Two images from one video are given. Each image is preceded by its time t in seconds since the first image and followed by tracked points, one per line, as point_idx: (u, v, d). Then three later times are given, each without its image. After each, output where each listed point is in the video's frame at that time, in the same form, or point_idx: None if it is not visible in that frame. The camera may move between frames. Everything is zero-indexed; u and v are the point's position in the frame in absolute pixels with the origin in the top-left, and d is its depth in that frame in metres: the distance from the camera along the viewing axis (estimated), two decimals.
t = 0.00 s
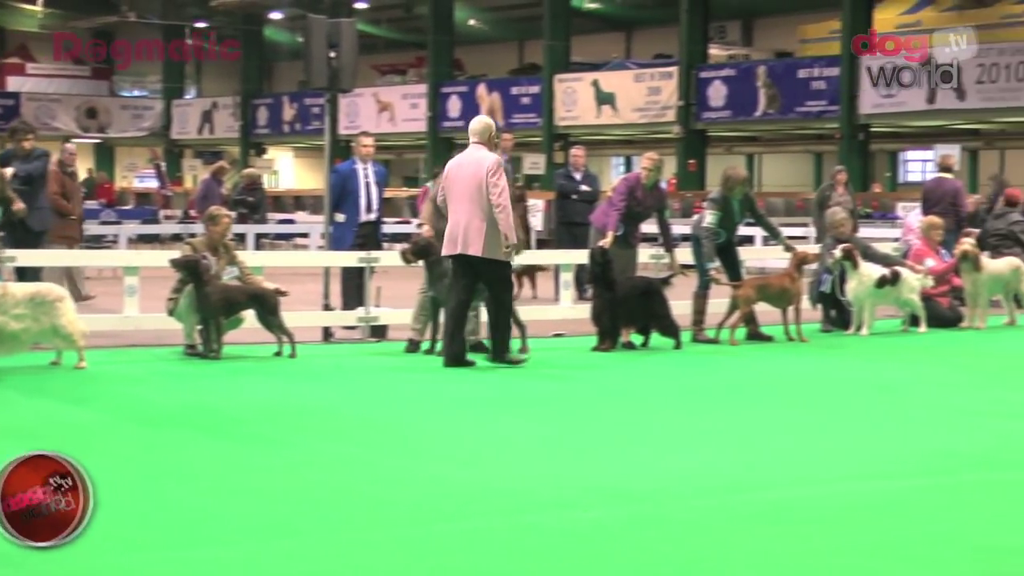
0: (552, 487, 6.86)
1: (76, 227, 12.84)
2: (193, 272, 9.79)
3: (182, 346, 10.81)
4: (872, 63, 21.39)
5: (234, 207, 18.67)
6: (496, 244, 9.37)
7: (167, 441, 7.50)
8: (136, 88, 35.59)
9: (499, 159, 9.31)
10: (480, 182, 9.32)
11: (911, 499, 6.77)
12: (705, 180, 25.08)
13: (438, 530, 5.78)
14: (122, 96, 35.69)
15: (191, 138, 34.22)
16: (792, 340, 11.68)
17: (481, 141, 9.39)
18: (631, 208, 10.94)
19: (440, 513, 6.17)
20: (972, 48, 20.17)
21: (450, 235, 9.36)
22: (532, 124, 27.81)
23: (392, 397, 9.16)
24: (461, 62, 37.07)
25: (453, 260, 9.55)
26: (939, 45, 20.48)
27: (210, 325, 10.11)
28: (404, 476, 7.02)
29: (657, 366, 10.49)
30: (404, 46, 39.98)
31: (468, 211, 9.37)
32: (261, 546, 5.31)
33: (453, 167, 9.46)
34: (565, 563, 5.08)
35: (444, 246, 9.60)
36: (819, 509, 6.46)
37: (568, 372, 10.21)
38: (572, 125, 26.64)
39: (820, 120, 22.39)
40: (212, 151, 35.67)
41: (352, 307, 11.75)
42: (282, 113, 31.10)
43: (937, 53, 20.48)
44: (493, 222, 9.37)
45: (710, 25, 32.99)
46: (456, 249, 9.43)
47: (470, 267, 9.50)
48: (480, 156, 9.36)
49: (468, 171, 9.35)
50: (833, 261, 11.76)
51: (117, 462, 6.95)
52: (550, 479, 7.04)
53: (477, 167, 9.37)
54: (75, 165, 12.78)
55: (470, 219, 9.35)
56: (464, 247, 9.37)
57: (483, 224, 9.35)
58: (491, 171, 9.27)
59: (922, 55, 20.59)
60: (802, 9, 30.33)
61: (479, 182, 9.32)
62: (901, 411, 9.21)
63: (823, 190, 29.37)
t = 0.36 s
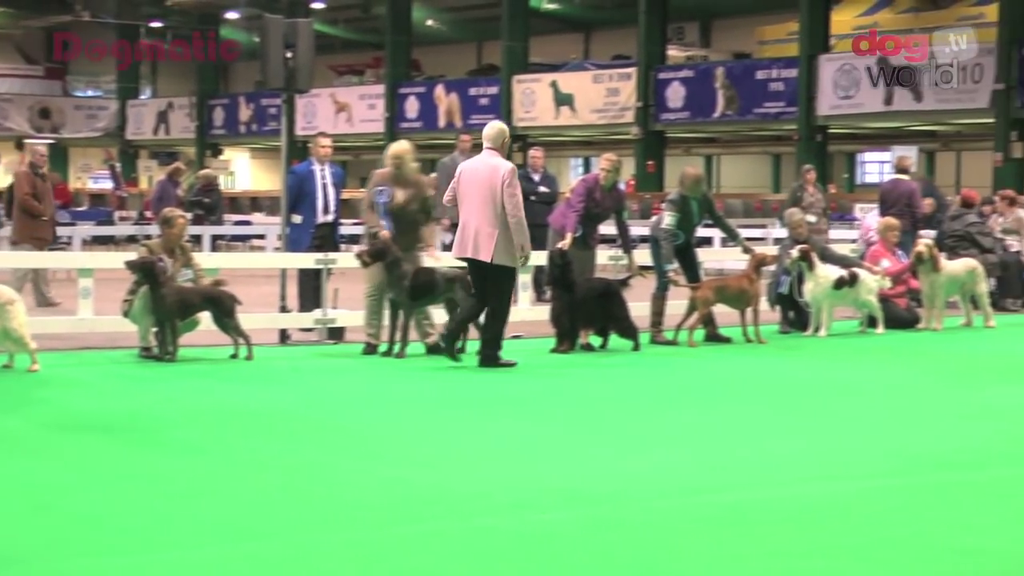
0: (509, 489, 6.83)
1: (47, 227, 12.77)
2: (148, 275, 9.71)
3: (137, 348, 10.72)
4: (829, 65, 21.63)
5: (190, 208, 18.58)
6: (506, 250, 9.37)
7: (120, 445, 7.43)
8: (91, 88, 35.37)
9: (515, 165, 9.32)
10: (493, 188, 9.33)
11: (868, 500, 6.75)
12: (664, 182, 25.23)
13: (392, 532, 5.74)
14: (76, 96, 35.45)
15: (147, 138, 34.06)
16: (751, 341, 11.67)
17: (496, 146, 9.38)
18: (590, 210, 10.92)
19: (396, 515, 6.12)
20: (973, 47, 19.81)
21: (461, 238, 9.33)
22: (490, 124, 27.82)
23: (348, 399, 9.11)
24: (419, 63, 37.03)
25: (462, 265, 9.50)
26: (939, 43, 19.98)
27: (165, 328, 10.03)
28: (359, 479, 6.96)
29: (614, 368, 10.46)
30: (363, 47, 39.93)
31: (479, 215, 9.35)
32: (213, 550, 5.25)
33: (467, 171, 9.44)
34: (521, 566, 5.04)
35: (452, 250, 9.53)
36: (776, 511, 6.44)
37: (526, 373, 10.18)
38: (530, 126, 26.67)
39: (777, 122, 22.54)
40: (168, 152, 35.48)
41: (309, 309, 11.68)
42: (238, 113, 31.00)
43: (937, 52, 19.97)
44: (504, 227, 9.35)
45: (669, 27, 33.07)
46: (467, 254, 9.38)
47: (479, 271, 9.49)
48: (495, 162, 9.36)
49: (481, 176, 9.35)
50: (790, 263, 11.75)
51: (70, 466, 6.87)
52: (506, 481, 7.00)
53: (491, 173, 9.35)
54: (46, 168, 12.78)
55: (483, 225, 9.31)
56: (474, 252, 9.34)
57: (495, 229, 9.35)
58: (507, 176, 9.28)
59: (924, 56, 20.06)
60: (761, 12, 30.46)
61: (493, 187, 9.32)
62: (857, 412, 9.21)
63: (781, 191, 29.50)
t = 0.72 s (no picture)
0: (462, 489, 6.78)
1: (12, 225, 12.52)
2: (97, 274, 9.59)
3: (86, 348, 10.60)
4: (782, 64, 21.88)
5: (141, 207, 18.45)
6: (507, 250, 9.47)
7: (67, 447, 7.32)
8: (39, 85, 35.10)
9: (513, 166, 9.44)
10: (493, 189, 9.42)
11: (823, 500, 6.73)
12: (617, 181, 25.30)
13: (345, 533, 5.67)
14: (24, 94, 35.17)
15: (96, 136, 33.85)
16: (704, 341, 11.66)
17: (492, 148, 9.47)
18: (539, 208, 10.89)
19: (347, 517, 6.04)
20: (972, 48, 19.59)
21: (463, 240, 9.41)
22: (443, 123, 27.85)
23: (300, 400, 9.04)
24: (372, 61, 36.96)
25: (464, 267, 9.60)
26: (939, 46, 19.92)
27: (114, 328, 9.92)
28: (311, 480, 6.88)
29: (568, 367, 10.41)
30: (314, 45, 39.83)
31: (480, 218, 9.44)
32: (163, 552, 5.16)
33: (465, 175, 9.52)
34: (474, 567, 4.98)
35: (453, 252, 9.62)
36: (730, 511, 6.41)
37: (479, 373, 10.13)
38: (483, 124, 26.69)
39: (730, 120, 22.96)
40: (118, 150, 35.26)
41: (260, 309, 11.58)
42: (189, 112, 30.84)
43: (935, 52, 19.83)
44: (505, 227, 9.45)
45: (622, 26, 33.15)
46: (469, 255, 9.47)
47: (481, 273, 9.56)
48: (492, 163, 9.46)
49: (480, 178, 9.44)
50: (743, 262, 11.75)
51: (15, 469, 6.76)
52: (459, 481, 6.96)
53: (490, 175, 9.43)
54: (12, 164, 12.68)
55: (483, 227, 9.40)
56: (476, 253, 9.43)
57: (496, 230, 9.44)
58: (507, 176, 9.38)
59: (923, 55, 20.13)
60: (714, 11, 30.58)
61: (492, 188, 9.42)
62: (810, 411, 9.20)
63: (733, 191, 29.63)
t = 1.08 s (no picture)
0: (424, 490, 6.74)
1: None
2: (57, 274, 9.49)
3: (45, 349, 10.50)
4: (745, 63, 22.14)
5: (102, 206, 18.35)
6: (515, 244, 9.94)
7: (26, 448, 7.24)
8: None
9: (517, 163, 9.93)
10: (498, 186, 9.93)
11: (789, 499, 6.72)
12: (581, 181, 25.36)
13: (306, 535, 5.61)
14: None
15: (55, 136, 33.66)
16: (668, 340, 11.66)
17: (498, 148, 9.98)
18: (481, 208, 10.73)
19: (311, 518, 5.99)
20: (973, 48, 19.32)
21: (471, 236, 9.91)
22: (407, 122, 27.84)
23: (262, 400, 8.97)
24: (334, 60, 36.87)
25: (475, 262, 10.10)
26: (938, 43, 19.56)
27: (75, 328, 9.83)
28: (274, 480, 6.83)
29: (532, 367, 10.39)
30: (276, 44, 39.71)
31: (488, 213, 9.93)
32: (126, 554, 5.10)
33: (473, 172, 10.04)
34: (440, 567, 4.94)
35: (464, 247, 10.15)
36: (696, 510, 6.39)
37: (442, 373, 10.09)
38: (447, 124, 26.74)
39: (694, 119, 23.17)
40: (77, 150, 35.05)
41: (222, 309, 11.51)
42: (150, 110, 30.69)
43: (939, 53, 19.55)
44: (510, 221, 9.92)
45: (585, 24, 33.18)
46: (477, 250, 9.98)
47: (490, 267, 10.06)
48: (497, 161, 9.95)
49: (487, 176, 9.94)
50: (707, 262, 11.73)
51: None
52: (422, 482, 6.91)
53: (495, 171, 9.94)
54: None
55: (490, 222, 9.90)
56: (484, 247, 9.92)
57: (503, 225, 9.92)
58: (512, 174, 9.87)
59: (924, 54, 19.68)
60: (677, 11, 30.65)
61: (498, 186, 9.92)
62: (774, 411, 9.21)
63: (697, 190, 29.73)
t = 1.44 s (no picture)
0: (386, 492, 6.66)
1: None
2: (16, 275, 9.37)
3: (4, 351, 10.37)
4: (710, 62, 22.32)
5: (63, 206, 18.21)
6: (532, 247, 9.59)
7: None
8: None
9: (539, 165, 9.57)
10: (520, 188, 9.57)
11: (753, 500, 6.67)
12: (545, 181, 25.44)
13: (266, 538, 5.53)
14: None
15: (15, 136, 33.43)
16: (633, 340, 11.62)
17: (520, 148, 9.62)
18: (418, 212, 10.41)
19: (271, 521, 5.90)
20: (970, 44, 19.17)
21: (489, 236, 9.54)
22: (370, 122, 27.83)
23: (223, 402, 8.87)
24: (297, 59, 36.77)
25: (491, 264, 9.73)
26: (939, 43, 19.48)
27: (35, 330, 9.71)
28: (236, 483, 6.74)
29: (497, 368, 10.33)
30: (238, 43, 39.57)
31: (507, 215, 9.56)
32: (85, 558, 5.02)
33: (493, 172, 9.65)
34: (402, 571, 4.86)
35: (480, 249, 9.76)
36: (660, 512, 6.34)
37: (405, 375, 10.01)
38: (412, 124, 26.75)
39: (658, 119, 23.23)
40: (37, 149, 34.81)
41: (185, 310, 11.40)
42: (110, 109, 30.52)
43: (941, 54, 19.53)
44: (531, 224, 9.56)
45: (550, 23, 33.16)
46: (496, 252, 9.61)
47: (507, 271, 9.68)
48: (519, 162, 9.59)
49: (508, 177, 9.59)
50: (671, 262, 11.67)
51: None
52: (384, 484, 6.83)
53: (517, 173, 9.57)
54: None
55: (510, 224, 9.53)
56: (503, 249, 9.55)
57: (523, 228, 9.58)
58: (535, 176, 9.52)
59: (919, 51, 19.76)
60: (641, 11, 30.69)
61: (520, 188, 9.57)
62: (738, 411, 9.17)
63: (661, 190, 29.76)
